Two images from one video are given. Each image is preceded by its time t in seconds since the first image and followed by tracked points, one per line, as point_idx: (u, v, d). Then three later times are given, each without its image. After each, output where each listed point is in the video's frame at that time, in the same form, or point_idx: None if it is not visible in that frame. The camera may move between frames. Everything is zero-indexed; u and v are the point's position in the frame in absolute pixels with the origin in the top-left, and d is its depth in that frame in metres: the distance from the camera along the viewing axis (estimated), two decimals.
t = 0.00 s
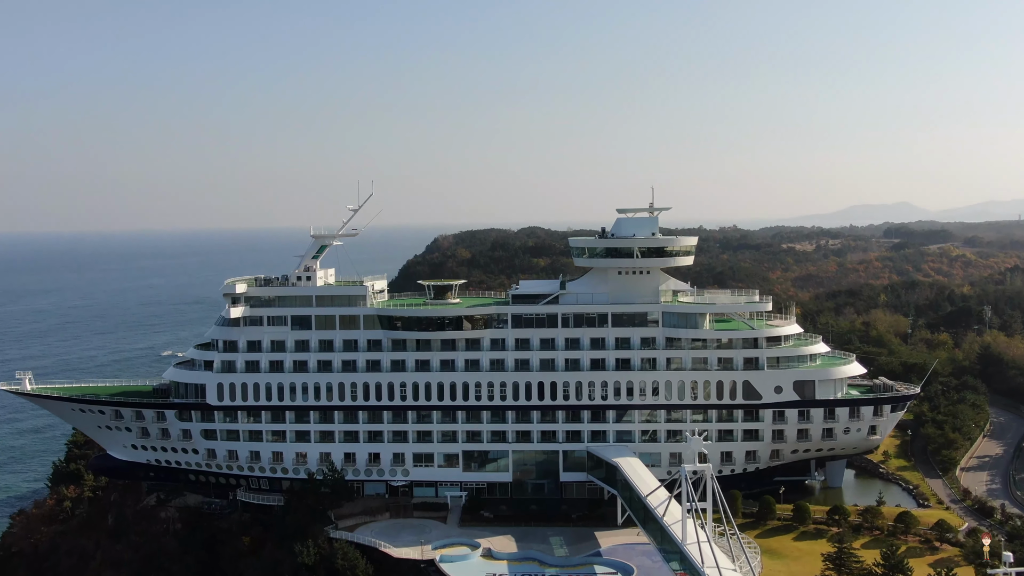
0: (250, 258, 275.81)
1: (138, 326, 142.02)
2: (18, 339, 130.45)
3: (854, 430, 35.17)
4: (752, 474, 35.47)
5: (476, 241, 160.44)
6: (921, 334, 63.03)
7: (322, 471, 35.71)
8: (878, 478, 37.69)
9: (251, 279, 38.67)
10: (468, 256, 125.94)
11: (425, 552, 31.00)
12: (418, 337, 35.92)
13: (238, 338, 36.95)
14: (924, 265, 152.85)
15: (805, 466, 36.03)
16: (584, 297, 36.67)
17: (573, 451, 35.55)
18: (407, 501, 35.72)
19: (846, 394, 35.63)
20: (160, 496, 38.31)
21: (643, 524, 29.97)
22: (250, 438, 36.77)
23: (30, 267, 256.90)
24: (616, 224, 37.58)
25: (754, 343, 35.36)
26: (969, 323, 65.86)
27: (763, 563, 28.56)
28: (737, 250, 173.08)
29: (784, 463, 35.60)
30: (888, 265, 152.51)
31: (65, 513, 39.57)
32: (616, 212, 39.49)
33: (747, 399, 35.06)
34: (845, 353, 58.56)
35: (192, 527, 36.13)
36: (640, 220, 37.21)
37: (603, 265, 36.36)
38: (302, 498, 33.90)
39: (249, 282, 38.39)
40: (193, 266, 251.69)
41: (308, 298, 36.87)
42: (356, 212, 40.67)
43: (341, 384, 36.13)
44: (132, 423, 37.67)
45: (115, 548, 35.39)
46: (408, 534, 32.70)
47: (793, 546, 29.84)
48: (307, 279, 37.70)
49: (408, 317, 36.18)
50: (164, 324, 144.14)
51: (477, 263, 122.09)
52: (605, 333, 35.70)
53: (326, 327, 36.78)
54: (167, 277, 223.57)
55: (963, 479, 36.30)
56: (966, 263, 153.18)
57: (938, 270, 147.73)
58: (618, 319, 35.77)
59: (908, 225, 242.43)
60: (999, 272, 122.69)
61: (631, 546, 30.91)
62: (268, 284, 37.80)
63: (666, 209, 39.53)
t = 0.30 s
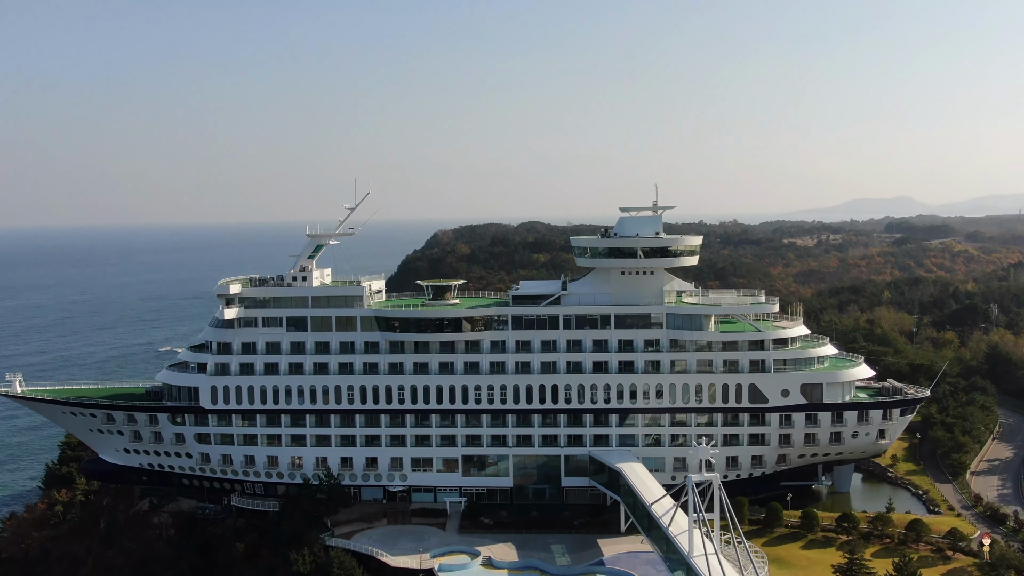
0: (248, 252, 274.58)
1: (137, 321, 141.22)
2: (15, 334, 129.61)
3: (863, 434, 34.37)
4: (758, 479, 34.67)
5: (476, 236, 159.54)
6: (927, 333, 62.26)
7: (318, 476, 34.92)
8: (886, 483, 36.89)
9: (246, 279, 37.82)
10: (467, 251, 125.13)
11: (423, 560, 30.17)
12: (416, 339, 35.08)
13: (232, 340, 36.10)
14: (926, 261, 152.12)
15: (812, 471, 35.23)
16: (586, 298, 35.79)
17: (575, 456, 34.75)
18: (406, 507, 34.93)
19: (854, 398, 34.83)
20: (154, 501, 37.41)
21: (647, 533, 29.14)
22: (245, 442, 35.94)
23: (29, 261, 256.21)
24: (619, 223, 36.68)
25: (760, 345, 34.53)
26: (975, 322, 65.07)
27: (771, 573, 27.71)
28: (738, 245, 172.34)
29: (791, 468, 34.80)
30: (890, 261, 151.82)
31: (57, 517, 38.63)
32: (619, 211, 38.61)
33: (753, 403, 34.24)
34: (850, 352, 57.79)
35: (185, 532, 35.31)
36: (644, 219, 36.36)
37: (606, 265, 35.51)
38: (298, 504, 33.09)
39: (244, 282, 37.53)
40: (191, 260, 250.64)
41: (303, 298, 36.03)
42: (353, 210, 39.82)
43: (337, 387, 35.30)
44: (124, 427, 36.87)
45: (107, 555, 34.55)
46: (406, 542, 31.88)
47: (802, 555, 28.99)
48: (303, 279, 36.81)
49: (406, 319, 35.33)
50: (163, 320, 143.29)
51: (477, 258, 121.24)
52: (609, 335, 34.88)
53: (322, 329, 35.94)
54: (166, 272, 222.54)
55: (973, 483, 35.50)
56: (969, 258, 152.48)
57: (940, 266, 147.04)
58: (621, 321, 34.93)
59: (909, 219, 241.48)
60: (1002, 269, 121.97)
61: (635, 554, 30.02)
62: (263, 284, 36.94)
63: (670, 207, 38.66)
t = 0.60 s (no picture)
0: (247, 245, 273.35)
1: (134, 315, 140.27)
2: (12, 328, 128.70)
3: (872, 437, 33.60)
4: (764, 482, 33.90)
5: (476, 229, 158.64)
6: (932, 330, 61.49)
7: (314, 480, 34.13)
8: (895, 486, 36.12)
9: (240, 278, 36.98)
10: (466, 245, 124.23)
11: (421, 568, 29.40)
12: (415, 339, 34.27)
13: (226, 340, 35.28)
14: (928, 255, 151.36)
15: (820, 474, 34.46)
16: (588, 297, 34.98)
17: (577, 459, 33.97)
18: (404, 511, 34.14)
19: (863, 399, 34.05)
20: (146, 505, 36.85)
21: (651, 540, 28.34)
22: (239, 444, 35.14)
23: (26, 254, 255.19)
24: (622, 221, 35.84)
25: (767, 346, 33.74)
26: (981, 318, 64.31)
27: None
28: (739, 238, 171.51)
29: (798, 471, 34.02)
30: (891, 254, 151.08)
31: (49, 520, 37.80)
32: (622, 208, 37.76)
33: (760, 405, 33.45)
34: (855, 349, 57.02)
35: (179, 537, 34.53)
36: (648, 216, 35.50)
37: (609, 264, 34.69)
38: (294, 508, 32.31)
39: (238, 281, 36.69)
40: (190, 253, 249.53)
41: (299, 298, 35.27)
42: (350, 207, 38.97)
43: (334, 389, 34.48)
44: (116, 429, 36.05)
45: (98, 558, 33.64)
46: (403, 548, 31.10)
47: (811, 562, 28.22)
48: (298, 278, 36.01)
49: (404, 319, 34.49)
50: (160, 313, 142.37)
51: (477, 252, 120.32)
52: (611, 335, 34.06)
53: (318, 329, 35.13)
54: (164, 264, 221.60)
55: (985, 486, 34.71)
56: (970, 252, 151.71)
57: (942, 259, 146.39)
58: (624, 321, 34.11)
59: (911, 212, 240.44)
60: (1005, 263, 121.26)
61: (639, 561, 29.27)
62: (258, 284, 36.12)
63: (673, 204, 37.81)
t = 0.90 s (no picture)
0: (246, 235, 271.79)
1: (132, 306, 139.41)
2: (9, 319, 127.83)
3: (881, 437, 32.83)
4: (771, 483, 33.15)
5: (476, 220, 157.61)
6: (939, 324, 60.72)
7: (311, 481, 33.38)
8: (904, 486, 35.41)
9: (234, 274, 36.12)
10: (466, 235, 123.23)
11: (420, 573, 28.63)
12: (413, 337, 33.45)
13: (220, 338, 34.47)
14: (930, 245, 150.48)
15: (827, 474, 33.70)
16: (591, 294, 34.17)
17: (579, 459, 33.20)
18: (402, 513, 33.37)
19: (872, 399, 33.27)
20: (139, 505, 36.07)
21: (655, 545, 27.56)
22: (234, 444, 34.35)
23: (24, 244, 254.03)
24: (625, 215, 34.94)
25: (774, 344, 32.92)
26: (987, 312, 63.53)
27: None
28: (741, 229, 170.59)
29: (805, 471, 33.27)
30: (894, 245, 150.20)
31: (40, 520, 37.09)
32: (625, 202, 36.84)
33: (766, 404, 32.65)
34: (861, 343, 56.23)
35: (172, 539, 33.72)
36: (652, 211, 34.59)
37: (612, 260, 33.84)
38: (289, 510, 31.53)
39: (232, 277, 35.83)
40: (188, 243, 248.41)
41: (294, 295, 34.45)
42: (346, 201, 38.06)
43: (330, 388, 33.67)
44: (108, 428, 35.26)
45: (90, 561, 32.88)
46: (401, 552, 30.34)
47: (820, 567, 27.47)
48: (294, 274, 35.18)
49: (402, 316, 33.65)
50: (158, 304, 141.47)
51: (477, 242, 119.35)
52: (614, 333, 33.26)
53: (314, 326, 34.34)
54: (163, 254, 220.52)
55: (996, 487, 33.98)
56: (973, 242, 150.80)
57: (945, 250, 145.56)
58: (627, 318, 33.33)
59: (913, 202, 239.31)
60: (1008, 254, 120.42)
61: (643, 566, 28.52)
62: (252, 280, 35.26)
63: (678, 198, 36.90)
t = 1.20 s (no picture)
0: (244, 225, 270.53)
1: (129, 297, 138.36)
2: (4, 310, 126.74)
3: (891, 437, 32.07)
4: (778, 485, 32.40)
5: (475, 210, 156.53)
6: (944, 318, 59.94)
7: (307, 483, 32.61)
8: (912, 487, 34.69)
9: (228, 270, 35.24)
10: (465, 226, 122.17)
11: None
12: (411, 335, 32.63)
13: (213, 336, 33.62)
14: (932, 236, 149.67)
15: (835, 476, 32.96)
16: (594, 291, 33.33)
17: (581, 460, 32.43)
18: (400, 516, 32.59)
19: (881, 398, 32.49)
20: (131, 507, 35.27)
21: (660, 551, 26.80)
22: (228, 445, 33.56)
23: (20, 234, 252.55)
24: (628, 210, 34.03)
25: (781, 343, 32.10)
26: (993, 306, 62.75)
27: None
28: (741, 219, 169.64)
29: (812, 473, 32.53)
30: (895, 236, 149.40)
31: (31, 521, 36.23)
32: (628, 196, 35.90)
33: (773, 404, 31.86)
34: (866, 338, 55.46)
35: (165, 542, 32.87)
36: (656, 206, 33.68)
37: (615, 256, 32.97)
38: (284, 514, 30.77)
39: (226, 274, 34.94)
40: (187, 233, 247.12)
41: (289, 292, 33.58)
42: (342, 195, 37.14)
43: (326, 388, 32.86)
44: (99, 428, 34.44)
45: (81, 565, 32.10)
46: (400, 556, 29.58)
47: (829, 573, 26.77)
48: (289, 271, 34.28)
49: (400, 314, 32.81)
50: (155, 295, 140.42)
51: (476, 234, 118.29)
52: (617, 331, 32.43)
53: (309, 324, 33.50)
54: (160, 245, 219.31)
55: (1008, 488, 33.25)
56: (975, 233, 150.02)
57: (946, 241, 144.78)
58: (631, 316, 32.51)
59: (914, 192, 238.29)
60: (1011, 245, 119.64)
61: (648, 572, 27.79)
62: (246, 276, 34.36)
63: (682, 193, 35.97)
